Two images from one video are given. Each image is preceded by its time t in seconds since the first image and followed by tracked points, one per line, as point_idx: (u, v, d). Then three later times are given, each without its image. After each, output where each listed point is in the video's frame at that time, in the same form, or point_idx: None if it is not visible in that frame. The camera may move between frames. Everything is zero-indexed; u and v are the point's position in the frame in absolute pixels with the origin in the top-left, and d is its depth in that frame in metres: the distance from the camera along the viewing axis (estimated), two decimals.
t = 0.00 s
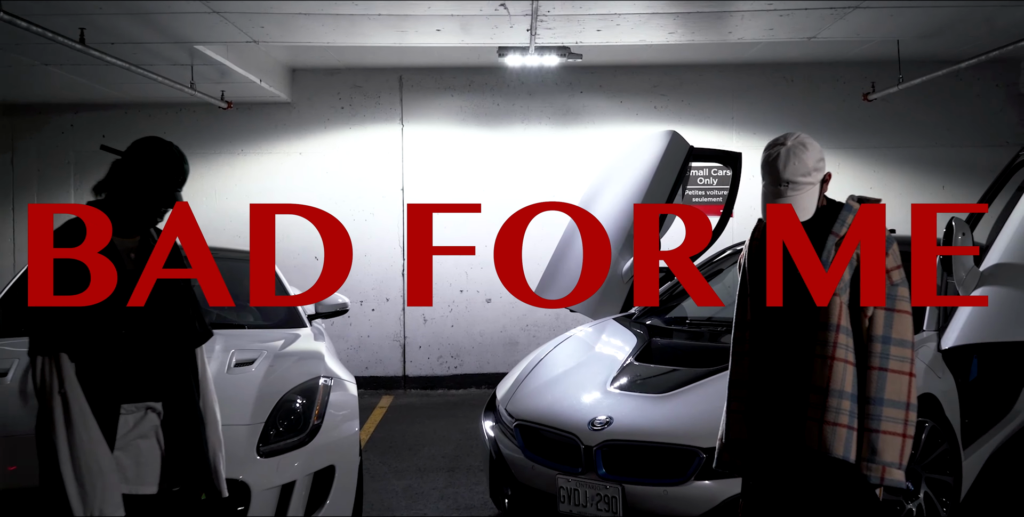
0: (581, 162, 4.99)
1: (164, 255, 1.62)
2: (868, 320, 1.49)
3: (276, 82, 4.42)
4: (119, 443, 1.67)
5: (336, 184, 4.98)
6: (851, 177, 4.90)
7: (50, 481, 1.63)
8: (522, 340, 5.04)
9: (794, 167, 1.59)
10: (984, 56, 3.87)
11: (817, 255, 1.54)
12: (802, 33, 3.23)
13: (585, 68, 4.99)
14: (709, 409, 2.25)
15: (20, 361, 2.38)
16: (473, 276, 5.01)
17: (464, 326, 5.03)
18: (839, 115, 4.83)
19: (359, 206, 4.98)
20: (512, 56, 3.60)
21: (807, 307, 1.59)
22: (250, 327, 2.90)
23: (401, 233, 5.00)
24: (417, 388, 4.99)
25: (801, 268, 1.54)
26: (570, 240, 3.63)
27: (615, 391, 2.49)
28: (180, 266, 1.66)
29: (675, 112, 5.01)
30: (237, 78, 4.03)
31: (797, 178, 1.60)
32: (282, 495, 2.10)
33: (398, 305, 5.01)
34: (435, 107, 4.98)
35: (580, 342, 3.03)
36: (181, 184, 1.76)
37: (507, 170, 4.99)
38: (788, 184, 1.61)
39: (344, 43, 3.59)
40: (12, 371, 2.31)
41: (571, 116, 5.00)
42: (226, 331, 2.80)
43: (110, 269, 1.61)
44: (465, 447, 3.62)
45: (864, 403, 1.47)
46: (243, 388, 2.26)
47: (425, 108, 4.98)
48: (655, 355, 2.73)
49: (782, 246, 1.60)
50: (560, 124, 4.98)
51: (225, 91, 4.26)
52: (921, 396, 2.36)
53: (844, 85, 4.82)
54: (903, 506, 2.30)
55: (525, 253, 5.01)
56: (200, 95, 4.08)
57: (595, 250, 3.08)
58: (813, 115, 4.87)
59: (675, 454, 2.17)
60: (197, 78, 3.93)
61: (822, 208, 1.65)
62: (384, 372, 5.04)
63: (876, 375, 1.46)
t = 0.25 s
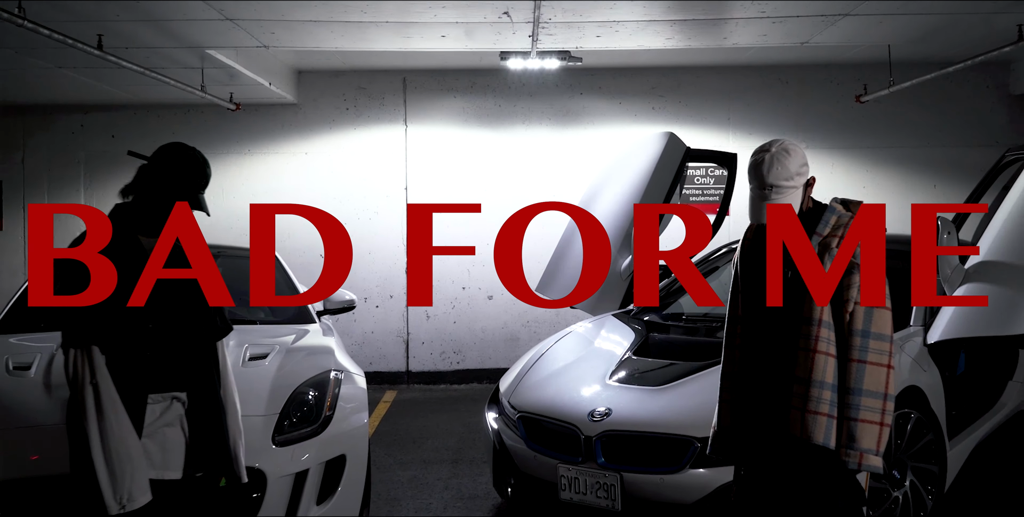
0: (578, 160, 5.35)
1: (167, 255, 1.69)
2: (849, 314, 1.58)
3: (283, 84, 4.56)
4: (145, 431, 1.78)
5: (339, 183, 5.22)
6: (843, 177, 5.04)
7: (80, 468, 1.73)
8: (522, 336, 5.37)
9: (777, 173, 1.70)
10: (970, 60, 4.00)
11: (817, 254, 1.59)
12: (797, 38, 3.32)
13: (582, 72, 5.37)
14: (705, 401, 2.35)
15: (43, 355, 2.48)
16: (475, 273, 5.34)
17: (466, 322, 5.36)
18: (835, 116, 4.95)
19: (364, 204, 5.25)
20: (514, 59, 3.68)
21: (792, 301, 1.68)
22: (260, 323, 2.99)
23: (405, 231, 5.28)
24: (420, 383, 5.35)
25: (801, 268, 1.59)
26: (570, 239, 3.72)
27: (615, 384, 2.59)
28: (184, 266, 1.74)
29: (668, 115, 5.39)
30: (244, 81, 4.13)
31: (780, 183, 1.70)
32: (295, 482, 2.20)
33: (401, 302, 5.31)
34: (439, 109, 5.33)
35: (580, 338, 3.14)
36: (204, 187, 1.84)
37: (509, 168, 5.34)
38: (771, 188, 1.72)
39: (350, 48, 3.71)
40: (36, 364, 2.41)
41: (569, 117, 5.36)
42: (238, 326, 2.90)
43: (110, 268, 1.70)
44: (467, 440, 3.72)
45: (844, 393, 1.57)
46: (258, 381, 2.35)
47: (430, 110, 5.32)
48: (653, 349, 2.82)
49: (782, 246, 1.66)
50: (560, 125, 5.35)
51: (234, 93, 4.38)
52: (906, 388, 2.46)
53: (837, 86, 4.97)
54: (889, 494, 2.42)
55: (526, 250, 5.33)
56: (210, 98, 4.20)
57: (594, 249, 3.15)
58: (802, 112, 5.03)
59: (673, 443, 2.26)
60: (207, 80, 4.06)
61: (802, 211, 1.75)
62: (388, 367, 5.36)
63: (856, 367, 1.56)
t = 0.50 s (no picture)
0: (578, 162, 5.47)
1: (165, 254, 1.76)
2: (831, 308, 1.69)
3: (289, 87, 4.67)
4: (171, 418, 1.85)
5: (343, 181, 5.46)
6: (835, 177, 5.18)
7: (110, 454, 1.81)
8: (523, 333, 5.52)
9: (763, 174, 1.79)
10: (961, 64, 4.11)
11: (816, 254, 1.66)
12: (791, 42, 3.42)
13: (582, 74, 5.46)
14: (700, 393, 2.45)
15: (65, 349, 2.58)
16: (478, 271, 5.47)
17: (469, 320, 5.50)
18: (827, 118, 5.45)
19: (367, 206, 5.47)
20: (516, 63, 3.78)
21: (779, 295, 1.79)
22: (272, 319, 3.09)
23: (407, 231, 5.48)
24: (423, 380, 5.50)
25: (801, 268, 1.66)
26: (570, 237, 3.82)
27: (612, 377, 2.70)
28: (183, 265, 1.81)
29: (669, 116, 5.45)
30: (252, 83, 4.24)
31: (766, 185, 1.80)
32: (307, 469, 2.31)
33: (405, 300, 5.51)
34: (440, 110, 5.44)
35: (579, 334, 3.24)
36: (224, 187, 1.96)
37: (510, 169, 5.47)
38: (758, 189, 1.81)
39: (355, 51, 3.79)
40: (58, 358, 2.51)
41: (570, 119, 5.45)
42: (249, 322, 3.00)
43: (109, 269, 1.80)
44: (470, 433, 3.83)
45: (825, 382, 1.67)
46: (272, 372, 2.46)
47: (432, 112, 5.44)
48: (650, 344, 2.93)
49: (783, 246, 1.71)
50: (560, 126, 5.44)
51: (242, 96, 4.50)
52: (892, 382, 2.56)
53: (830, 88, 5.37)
54: (875, 483, 2.52)
55: (528, 249, 5.47)
56: (218, 100, 4.30)
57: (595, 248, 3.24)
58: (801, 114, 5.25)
59: (669, 433, 2.36)
60: (217, 83, 4.18)
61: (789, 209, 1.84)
62: (392, 364, 5.51)
63: (837, 358, 1.66)
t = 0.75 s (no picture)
0: (577, 162, 5.62)
1: (164, 254, 1.85)
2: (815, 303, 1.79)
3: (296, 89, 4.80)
4: (193, 405, 1.95)
5: (348, 180, 5.62)
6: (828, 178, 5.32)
7: (137, 442, 1.92)
8: (524, 330, 5.65)
9: (751, 175, 1.87)
10: (950, 67, 4.22)
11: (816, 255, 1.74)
12: (785, 46, 3.53)
13: (583, 76, 5.60)
14: (694, 384, 2.56)
15: (85, 342, 2.68)
16: (480, 269, 5.61)
17: (471, 316, 5.62)
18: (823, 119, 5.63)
19: (372, 205, 5.62)
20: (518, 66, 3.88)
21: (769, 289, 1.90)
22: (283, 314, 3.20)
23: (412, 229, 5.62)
24: (426, 375, 5.63)
25: (802, 268, 1.74)
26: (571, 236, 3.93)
27: (610, 370, 2.80)
28: (182, 265, 1.89)
29: (667, 117, 5.62)
30: (260, 86, 4.36)
31: (753, 185, 1.88)
32: (319, 457, 2.42)
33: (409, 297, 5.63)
34: (443, 111, 5.59)
35: (579, 329, 3.34)
36: (241, 187, 2.06)
37: (511, 168, 5.61)
38: (746, 188, 1.88)
39: (361, 55, 3.90)
40: (79, 350, 2.62)
41: (570, 119, 5.60)
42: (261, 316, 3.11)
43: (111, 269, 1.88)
44: (473, 426, 3.94)
45: (809, 373, 1.77)
46: (284, 364, 2.56)
47: (435, 113, 5.58)
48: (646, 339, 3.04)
49: (782, 246, 1.78)
50: (560, 127, 5.60)
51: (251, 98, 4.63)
52: (880, 374, 2.67)
53: (824, 91, 5.61)
54: (863, 471, 2.62)
55: (529, 247, 5.61)
56: (227, 102, 4.43)
57: (594, 245, 3.34)
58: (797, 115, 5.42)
59: (665, 423, 2.47)
60: (227, 85, 4.31)
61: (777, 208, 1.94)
62: (396, 360, 5.63)
63: (820, 350, 1.76)
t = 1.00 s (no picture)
0: (577, 162, 5.73)
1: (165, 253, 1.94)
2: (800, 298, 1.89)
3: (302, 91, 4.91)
4: (212, 393, 2.06)
5: (353, 179, 5.73)
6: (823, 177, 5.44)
7: (160, 431, 2.02)
8: (525, 327, 5.76)
9: (740, 176, 1.96)
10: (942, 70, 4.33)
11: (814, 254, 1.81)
12: (779, 50, 3.63)
13: (582, 78, 5.72)
14: (689, 376, 2.66)
15: (103, 336, 2.79)
16: (482, 267, 5.72)
17: (473, 314, 5.74)
18: (818, 120, 5.76)
19: (377, 204, 5.73)
20: (519, 69, 3.99)
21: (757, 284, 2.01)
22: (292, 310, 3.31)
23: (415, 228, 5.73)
24: (430, 371, 5.74)
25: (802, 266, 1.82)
26: (570, 234, 4.03)
27: (608, 363, 2.90)
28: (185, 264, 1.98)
29: (665, 119, 5.74)
30: (267, 88, 4.47)
31: (742, 186, 1.97)
32: (329, 446, 2.52)
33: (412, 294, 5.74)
34: (445, 112, 5.70)
35: (578, 325, 3.44)
36: (257, 187, 2.16)
37: (512, 169, 5.72)
38: (736, 190, 1.98)
39: (367, 59, 4.01)
40: (97, 344, 2.72)
41: (570, 120, 5.72)
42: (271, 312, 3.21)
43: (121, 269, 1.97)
44: (475, 420, 4.04)
45: (793, 365, 1.88)
46: (295, 357, 2.66)
47: (438, 114, 5.70)
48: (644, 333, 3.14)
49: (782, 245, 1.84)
50: (560, 128, 5.72)
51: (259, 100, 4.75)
52: (867, 366, 2.77)
53: (821, 92, 5.74)
54: (852, 460, 2.73)
55: (529, 246, 5.72)
56: (236, 104, 4.54)
57: (595, 245, 3.44)
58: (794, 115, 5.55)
59: (661, 413, 2.57)
60: (235, 87, 4.42)
61: (765, 207, 2.04)
62: (399, 356, 5.75)
63: (804, 343, 1.87)
